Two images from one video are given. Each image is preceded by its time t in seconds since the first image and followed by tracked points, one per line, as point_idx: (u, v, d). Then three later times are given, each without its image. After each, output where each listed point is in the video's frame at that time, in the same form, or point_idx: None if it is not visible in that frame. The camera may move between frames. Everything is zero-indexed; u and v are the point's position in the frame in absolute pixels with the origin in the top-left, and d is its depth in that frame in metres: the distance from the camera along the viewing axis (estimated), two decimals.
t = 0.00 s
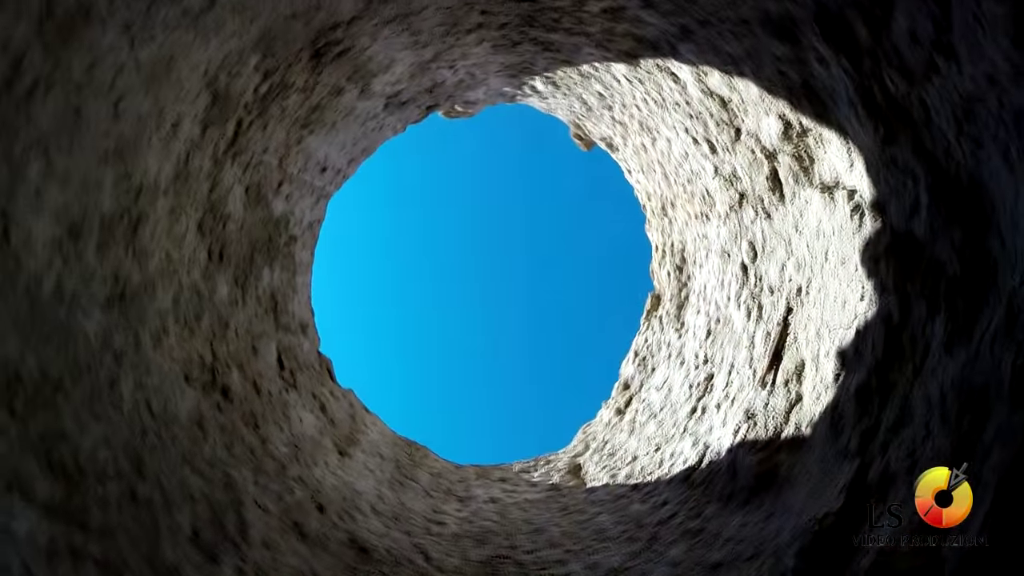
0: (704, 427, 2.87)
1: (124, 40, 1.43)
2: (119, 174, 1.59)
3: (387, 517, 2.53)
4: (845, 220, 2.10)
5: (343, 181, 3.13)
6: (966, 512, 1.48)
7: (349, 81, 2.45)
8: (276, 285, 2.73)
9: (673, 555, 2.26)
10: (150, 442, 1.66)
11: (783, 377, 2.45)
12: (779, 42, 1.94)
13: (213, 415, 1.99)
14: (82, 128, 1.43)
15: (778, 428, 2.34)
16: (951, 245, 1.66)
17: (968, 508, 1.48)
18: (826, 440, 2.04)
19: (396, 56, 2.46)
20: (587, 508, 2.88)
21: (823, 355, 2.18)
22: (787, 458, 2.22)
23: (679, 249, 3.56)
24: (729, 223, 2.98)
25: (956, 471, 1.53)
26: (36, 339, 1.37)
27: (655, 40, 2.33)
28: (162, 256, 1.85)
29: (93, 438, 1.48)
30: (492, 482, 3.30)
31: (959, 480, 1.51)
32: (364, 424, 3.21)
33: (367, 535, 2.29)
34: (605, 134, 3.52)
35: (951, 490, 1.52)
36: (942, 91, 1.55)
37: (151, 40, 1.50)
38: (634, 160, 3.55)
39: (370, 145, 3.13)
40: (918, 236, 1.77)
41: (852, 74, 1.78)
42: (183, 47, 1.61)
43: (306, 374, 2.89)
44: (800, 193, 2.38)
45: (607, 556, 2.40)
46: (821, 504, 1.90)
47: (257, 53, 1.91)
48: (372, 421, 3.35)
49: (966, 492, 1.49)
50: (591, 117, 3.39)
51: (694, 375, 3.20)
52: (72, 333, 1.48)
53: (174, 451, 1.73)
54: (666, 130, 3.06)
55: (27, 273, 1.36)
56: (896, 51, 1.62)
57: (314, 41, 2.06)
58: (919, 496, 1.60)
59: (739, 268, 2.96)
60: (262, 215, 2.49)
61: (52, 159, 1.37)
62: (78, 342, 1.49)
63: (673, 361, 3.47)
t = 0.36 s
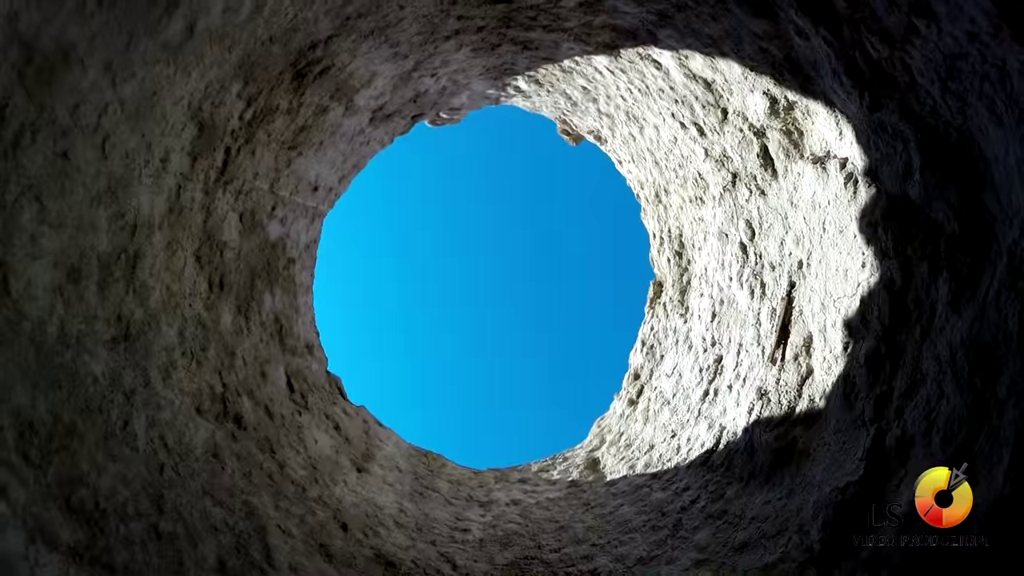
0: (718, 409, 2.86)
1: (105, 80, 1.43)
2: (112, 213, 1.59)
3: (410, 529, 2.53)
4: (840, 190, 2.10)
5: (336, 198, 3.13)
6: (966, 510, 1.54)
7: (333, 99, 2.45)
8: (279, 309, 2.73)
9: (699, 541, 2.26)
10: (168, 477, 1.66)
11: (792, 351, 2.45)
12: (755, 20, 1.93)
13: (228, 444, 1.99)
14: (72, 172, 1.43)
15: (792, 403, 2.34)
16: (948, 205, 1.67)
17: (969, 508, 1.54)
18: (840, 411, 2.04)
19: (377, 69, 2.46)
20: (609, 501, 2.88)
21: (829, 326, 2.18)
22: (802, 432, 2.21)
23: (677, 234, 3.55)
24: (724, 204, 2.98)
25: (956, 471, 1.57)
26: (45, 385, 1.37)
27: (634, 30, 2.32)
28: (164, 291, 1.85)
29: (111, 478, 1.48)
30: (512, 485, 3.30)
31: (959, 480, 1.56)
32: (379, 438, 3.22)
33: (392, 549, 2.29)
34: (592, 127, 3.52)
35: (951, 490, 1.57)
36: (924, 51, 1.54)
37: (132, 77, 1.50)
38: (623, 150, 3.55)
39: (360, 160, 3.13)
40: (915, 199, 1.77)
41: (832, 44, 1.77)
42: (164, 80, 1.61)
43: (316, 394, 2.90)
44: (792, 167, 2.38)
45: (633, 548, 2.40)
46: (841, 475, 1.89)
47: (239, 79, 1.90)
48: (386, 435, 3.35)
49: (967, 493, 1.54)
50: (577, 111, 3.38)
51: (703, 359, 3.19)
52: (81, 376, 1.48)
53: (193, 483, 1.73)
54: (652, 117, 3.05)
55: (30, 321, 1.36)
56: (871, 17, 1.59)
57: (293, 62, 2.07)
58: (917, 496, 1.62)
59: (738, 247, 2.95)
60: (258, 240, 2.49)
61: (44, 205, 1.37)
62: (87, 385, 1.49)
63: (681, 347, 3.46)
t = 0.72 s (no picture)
0: (730, 390, 2.85)
1: (91, 119, 1.43)
2: (109, 250, 1.59)
3: (433, 538, 2.53)
4: (832, 161, 2.09)
5: (330, 216, 3.13)
6: (966, 510, 1.47)
7: (319, 117, 2.45)
8: (284, 331, 2.73)
9: (723, 524, 2.26)
10: (188, 508, 1.67)
11: (799, 326, 2.44)
12: None
13: (245, 471, 2.00)
14: (65, 213, 1.43)
15: (803, 377, 2.33)
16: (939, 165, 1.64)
17: (968, 507, 1.47)
18: (852, 382, 2.03)
19: (361, 83, 2.46)
20: (629, 493, 2.87)
21: (834, 297, 2.18)
22: (816, 404, 2.20)
23: (673, 220, 3.55)
24: (718, 186, 2.97)
25: (956, 471, 1.53)
26: (58, 429, 1.37)
27: (612, 21, 2.31)
28: (167, 323, 1.85)
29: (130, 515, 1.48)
30: (531, 485, 3.30)
31: (959, 480, 1.51)
32: (395, 451, 3.22)
33: (418, 559, 2.29)
34: (579, 121, 3.51)
35: (952, 490, 1.52)
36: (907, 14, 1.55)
37: (117, 114, 1.50)
38: (612, 141, 3.54)
39: (351, 176, 3.13)
40: (907, 163, 1.76)
41: (814, 17, 1.78)
42: (149, 114, 1.61)
43: (328, 412, 2.90)
44: (783, 142, 2.38)
45: (657, 537, 2.40)
46: (859, 445, 1.88)
47: (223, 106, 1.90)
48: (401, 447, 3.35)
49: (966, 493, 1.49)
50: (563, 107, 3.38)
51: (710, 342, 3.19)
52: (92, 416, 1.48)
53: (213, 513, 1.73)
54: (639, 106, 3.03)
55: (38, 366, 1.36)
56: None
57: (276, 85, 2.07)
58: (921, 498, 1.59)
59: (736, 227, 2.94)
60: (256, 264, 2.49)
61: (41, 250, 1.37)
62: (100, 425, 1.49)
63: (688, 332, 3.46)
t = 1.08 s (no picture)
0: (740, 367, 2.85)
1: (78, 161, 1.43)
2: (110, 290, 1.59)
3: (459, 544, 2.53)
4: (821, 130, 2.09)
5: (326, 234, 3.13)
6: (966, 510, 1.51)
7: (306, 137, 2.45)
8: (291, 353, 2.74)
9: (746, 502, 2.26)
10: (213, 539, 1.70)
11: (803, 298, 2.44)
12: None
13: (265, 496, 2.01)
14: (62, 258, 1.43)
15: (812, 348, 2.32)
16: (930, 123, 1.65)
17: (968, 508, 1.51)
18: (861, 348, 2.03)
19: (344, 99, 2.46)
20: (650, 480, 2.87)
21: (835, 265, 2.17)
22: (828, 373, 2.19)
23: (668, 204, 3.54)
24: (710, 165, 2.97)
25: (956, 471, 1.56)
26: (76, 474, 1.37)
27: (589, 14, 2.30)
28: (175, 357, 1.86)
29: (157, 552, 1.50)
30: (552, 482, 3.30)
31: (959, 480, 1.54)
32: (413, 462, 3.23)
33: (446, 567, 2.30)
34: (564, 115, 3.51)
35: (952, 490, 1.56)
36: None
37: (104, 154, 1.50)
38: (599, 132, 3.54)
39: (343, 192, 3.13)
40: (896, 125, 1.76)
41: None
42: (137, 151, 1.61)
43: (342, 430, 2.90)
44: (770, 116, 2.37)
45: (682, 522, 2.41)
46: (875, 410, 1.86)
47: (209, 135, 1.90)
48: (418, 457, 3.36)
49: (966, 493, 1.52)
50: (547, 103, 3.38)
51: (717, 322, 3.19)
52: (108, 457, 1.48)
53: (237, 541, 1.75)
54: (623, 94, 3.02)
55: (50, 413, 1.36)
56: None
57: (260, 109, 2.07)
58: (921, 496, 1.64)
59: (731, 205, 2.94)
60: (257, 289, 2.49)
61: (42, 297, 1.37)
62: (116, 465, 1.49)
63: (693, 315, 3.45)
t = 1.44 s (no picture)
0: (748, 346, 2.84)
1: (71, 201, 1.43)
2: (114, 326, 1.59)
3: (483, 548, 2.53)
4: (808, 102, 2.09)
5: (324, 251, 3.13)
6: (966, 510, 1.51)
7: (295, 156, 2.45)
8: (299, 373, 2.74)
9: (766, 481, 2.25)
10: (238, 567, 1.70)
11: (805, 271, 2.43)
12: None
13: (286, 518, 2.01)
14: (63, 298, 1.43)
15: (818, 321, 2.32)
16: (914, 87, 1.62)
17: (968, 508, 1.51)
18: (867, 316, 2.02)
19: (330, 115, 2.46)
20: (667, 467, 2.87)
21: (835, 235, 2.17)
22: (836, 344, 2.19)
23: (662, 191, 3.54)
24: (700, 148, 2.96)
25: (956, 471, 1.55)
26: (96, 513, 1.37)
27: (567, 9, 2.29)
28: (184, 387, 1.86)
29: None
30: (570, 477, 3.30)
31: (959, 480, 1.53)
32: (430, 470, 3.23)
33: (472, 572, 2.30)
34: (551, 112, 3.50)
35: (951, 490, 1.55)
36: None
37: (96, 192, 1.50)
38: (586, 125, 3.53)
39: (337, 208, 3.13)
40: (882, 92, 1.75)
41: None
42: (128, 186, 1.61)
43: (356, 445, 2.91)
44: (756, 94, 2.37)
45: (705, 505, 2.42)
46: (886, 376, 1.87)
47: (199, 164, 1.90)
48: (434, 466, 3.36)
49: (966, 492, 1.52)
50: (532, 100, 3.37)
51: (720, 303, 3.18)
52: (126, 494, 1.48)
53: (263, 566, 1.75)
54: (607, 86, 3.01)
55: (65, 455, 1.36)
56: None
57: (247, 133, 2.06)
58: (918, 496, 1.62)
59: (725, 186, 2.93)
60: (260, 312, 2.49)
61: (46, 340, 1.37)
62: (136, 500, 1.50)
63: (697, 298, 3.45)
